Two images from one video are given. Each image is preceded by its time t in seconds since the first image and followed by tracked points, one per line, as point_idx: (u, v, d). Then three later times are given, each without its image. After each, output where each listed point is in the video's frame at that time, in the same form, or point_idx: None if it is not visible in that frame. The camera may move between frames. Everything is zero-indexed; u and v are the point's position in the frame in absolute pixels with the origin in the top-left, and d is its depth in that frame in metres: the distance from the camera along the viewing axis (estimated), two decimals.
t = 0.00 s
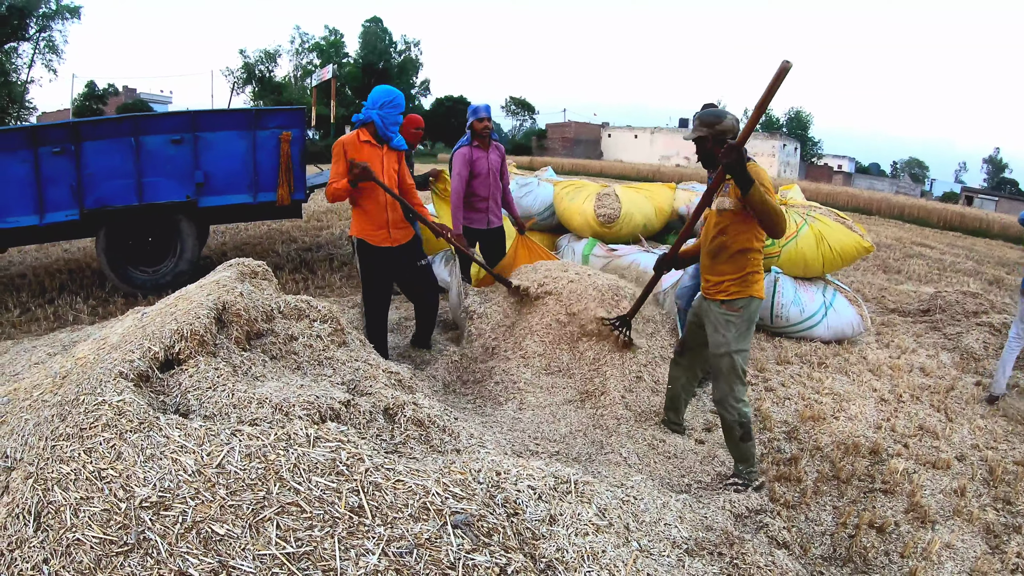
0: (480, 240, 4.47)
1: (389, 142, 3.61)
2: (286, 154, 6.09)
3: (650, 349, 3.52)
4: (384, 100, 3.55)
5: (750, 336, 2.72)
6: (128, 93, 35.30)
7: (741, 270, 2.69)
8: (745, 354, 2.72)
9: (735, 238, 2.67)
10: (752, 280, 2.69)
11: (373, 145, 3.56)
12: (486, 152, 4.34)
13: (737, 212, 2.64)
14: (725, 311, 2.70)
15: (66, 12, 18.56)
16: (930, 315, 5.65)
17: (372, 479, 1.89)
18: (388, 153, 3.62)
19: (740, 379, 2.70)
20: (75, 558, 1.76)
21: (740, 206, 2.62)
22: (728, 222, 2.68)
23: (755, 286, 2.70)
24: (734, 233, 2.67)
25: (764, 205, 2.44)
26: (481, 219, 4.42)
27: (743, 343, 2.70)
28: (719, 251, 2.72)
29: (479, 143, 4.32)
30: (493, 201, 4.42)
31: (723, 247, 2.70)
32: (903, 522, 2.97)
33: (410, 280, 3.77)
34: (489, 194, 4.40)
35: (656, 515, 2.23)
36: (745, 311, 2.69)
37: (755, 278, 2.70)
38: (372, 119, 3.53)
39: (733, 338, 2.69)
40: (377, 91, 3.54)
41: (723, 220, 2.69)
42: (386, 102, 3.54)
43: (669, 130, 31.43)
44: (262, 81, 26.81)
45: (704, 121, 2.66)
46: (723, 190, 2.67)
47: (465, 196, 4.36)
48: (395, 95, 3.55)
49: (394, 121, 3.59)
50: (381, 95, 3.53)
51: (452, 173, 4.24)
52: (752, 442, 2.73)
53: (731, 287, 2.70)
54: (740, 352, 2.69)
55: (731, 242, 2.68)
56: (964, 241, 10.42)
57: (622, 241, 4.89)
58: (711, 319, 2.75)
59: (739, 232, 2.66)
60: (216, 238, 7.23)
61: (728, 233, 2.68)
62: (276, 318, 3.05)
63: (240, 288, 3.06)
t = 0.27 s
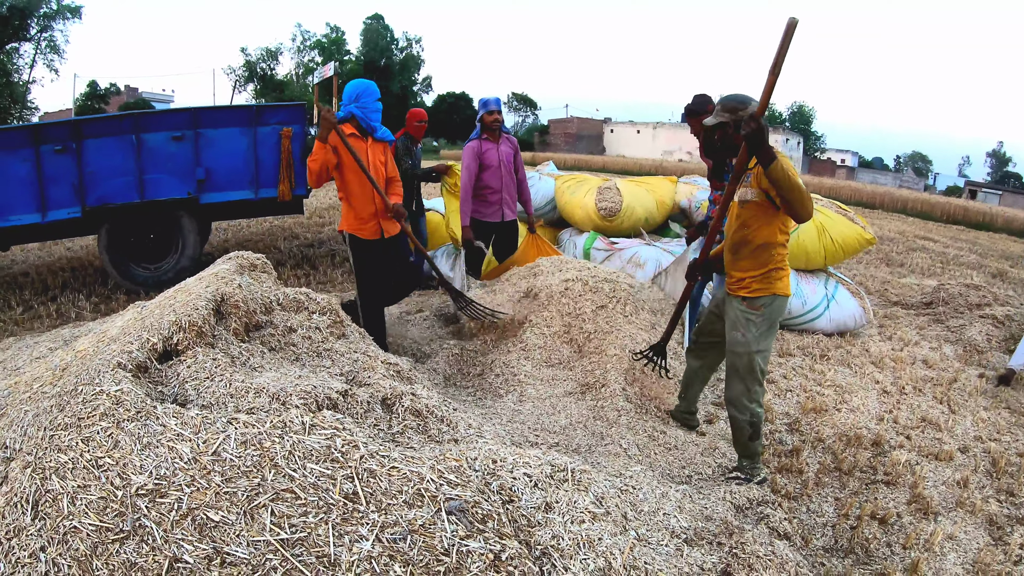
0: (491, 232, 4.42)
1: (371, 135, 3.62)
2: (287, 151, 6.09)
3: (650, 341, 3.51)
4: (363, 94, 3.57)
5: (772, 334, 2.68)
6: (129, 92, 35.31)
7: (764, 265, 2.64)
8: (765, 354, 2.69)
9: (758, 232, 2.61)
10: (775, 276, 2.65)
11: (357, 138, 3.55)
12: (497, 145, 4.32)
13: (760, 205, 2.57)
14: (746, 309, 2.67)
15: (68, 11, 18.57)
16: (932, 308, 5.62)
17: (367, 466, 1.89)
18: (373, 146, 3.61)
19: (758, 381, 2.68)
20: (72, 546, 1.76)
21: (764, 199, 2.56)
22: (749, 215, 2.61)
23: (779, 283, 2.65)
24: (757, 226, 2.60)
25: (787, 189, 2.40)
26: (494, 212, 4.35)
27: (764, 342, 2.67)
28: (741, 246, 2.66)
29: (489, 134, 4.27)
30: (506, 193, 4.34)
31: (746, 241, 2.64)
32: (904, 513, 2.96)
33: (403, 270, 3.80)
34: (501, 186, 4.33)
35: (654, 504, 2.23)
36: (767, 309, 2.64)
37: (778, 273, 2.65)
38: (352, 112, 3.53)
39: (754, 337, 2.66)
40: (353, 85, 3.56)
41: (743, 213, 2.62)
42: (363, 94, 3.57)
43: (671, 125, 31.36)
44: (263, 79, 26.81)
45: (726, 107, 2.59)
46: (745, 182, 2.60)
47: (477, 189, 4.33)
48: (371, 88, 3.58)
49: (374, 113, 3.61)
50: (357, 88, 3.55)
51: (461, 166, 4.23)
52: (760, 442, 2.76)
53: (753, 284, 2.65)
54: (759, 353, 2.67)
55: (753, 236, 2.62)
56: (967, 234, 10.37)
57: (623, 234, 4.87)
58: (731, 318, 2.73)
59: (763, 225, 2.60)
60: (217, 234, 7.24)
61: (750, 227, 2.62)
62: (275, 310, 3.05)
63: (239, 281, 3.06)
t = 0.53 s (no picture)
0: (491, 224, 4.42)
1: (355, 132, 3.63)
2: (283, 146, 6.08)
3: (646, 331, 3.51)
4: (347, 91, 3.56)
5: (770, 322, 2.69)
6: (125, 89, 35.21)
7: (763, 253, 2.63)
8: (763, 342, 2.70)
9: (757, 218, 2.60)
10: (775, 263, 2.64)
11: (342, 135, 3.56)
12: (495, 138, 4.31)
13: (760, 192, 2.57)
14: (744, 297, 2.67)
15: (63, 8, 18.50)
16: (929, 298, 5.63)
17: (360, 455, 1.89)
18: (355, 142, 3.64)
19: (755, 369, 2.69)
20: (68, 537, 1.76)
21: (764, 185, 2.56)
22: (749, 201, 2.60)
23: (778, 270, 2.64)
24: (757, 212, 2.60)
25: (785, 180, 2.40)
26: (493, 205, 4.35)
27: (763, 330, 2.68)
28: (740, 233, 2.66)
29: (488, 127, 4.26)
30: (504, 185, 4.33)
31: (745, 227, 2.63)
32: (901, 501, 2.97)
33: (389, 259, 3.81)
34: (500, 178, 4.32)
35: (649, 493, 2.23)
36: (766, 296, 2.64)
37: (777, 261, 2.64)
38: (337, 110, 3.52)
39: (753, 325, 2.66)
40: (338, 82, 3.53)
41: (743, 200, 2.61)
42: (348, 92, 3.53)
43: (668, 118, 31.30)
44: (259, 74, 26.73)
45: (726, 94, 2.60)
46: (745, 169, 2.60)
47: (475, 182, 4.32)
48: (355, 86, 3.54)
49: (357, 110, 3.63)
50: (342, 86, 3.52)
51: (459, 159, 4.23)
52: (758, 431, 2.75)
53: (752, 270, 2.64)
54: (757, 341, 2.67)
55: (752, 222, 2.61)
56: (964, 225, 10.38)
57: (619, 226, 4.87)
58: (729, 306, 2.72)
59: (762, 212, 2.59)
60: (214, 230, 7.22)
61: (749, 213, 2.61)
62: (270, 303, 3.05)
63: (233, 274, 3.05)
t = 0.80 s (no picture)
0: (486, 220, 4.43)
1: (337, 122, 3.66)
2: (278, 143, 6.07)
3: (642, 325, 3.52)
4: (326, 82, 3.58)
5: (759, 309, 2.69)
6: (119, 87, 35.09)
7: (753, 243, 2.63)
8: (753, 328, 2.70)
9: (745, 208, 2.62)
10: (765, 253, 2.64)
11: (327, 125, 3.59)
12: (489, 133, 4.30)
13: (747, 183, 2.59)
14: (735, 285, 2.67)
15: (57, 7, 18.41)
16: (925, 290, 5.64)
17: (355, 449, 1.89)
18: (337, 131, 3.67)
19: (745, 356, 2.69)
20: (67, 534, 1.76)
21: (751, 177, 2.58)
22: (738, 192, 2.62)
23: (768, 260, 2.64)
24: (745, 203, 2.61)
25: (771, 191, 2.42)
26: (487, 200, 4.35)
27: (752, 317, 2.68)
28: (728, 224, 2.68)
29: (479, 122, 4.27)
30: (497, 181, 4.33)
31: (734, 218, 2.65)
32: (897, 492, 2.98)
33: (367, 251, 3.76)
34: (493, 174, 4.31)
35: (645, 485, 2.24)
36: (757, 285, 2.65)
37: (768, 251, 2.65)
38: (319, 101, 3.55)
39: (743, 313, 2.67)
40: (317, 74, 3.54)
41: (732, 190, 2.63)
42: (328, 83, 3.55)
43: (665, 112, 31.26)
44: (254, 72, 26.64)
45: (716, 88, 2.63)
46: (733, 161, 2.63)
47: (468, 178, 4.32)
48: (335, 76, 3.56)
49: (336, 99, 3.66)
50: (321, 78, 3.53)
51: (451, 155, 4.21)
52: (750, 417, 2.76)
53: (742, 259, 2.65)
54: (746, 327, 2.68)
55: (741, 213, 2.63)
56: (960, 217, 10.39)
57: (614, 220, 4.87)
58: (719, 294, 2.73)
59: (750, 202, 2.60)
60: (210, 227, 7.20)
61: (739, 204, 2.63)
62: (265, 300, 3.04)
63: (228, 271, 3.04)
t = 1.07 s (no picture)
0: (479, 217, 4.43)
1: (331, 117, 3.68)
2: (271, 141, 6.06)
3: (635, 323, 3.53)
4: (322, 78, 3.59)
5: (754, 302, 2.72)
6: (111, 86, 34.93)
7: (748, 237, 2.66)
8: (747, 321, 2.73)
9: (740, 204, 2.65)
10: (760, 247, 2.67)
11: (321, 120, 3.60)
12: (482, 131, 4.30)
13: (741, 180, 2.61)
14: (730, 278, 2.70)
15: (48, 6, 18.30)
16: (918, 287, 5.67)
17: (349, 448, 1.90)
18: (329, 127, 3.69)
19: (738, 348, 2.72)
20: (64, 535, 1.76)
21: (744, 174, 2.60)
22: (732, 188, 2.64)
23: (764, 253, 2.67)
24: (739, 200, 2.64)
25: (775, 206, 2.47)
26: (479, 198, 4.36)
27: (747, 309, 2.71)
28: (722, 220, 2.71)
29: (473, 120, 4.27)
30: (490, 179, 4.33)
31: (728, 214, 2.68)
32: (889, 488, 3.00)
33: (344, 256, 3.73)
34: (485, 172, 4.31)
35: (637, 482, 2.26)
36: (752, 278, 2.67)
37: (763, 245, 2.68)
38: (315, 97, 3.55)
39: (739, 305, 2.70)
40: (312, 70, 3.55)
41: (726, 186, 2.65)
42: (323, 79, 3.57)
43: (659, 109, 31.29)
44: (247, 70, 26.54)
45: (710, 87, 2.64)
46: (727, 158, 2.65)
47: (460, 175, 4.32)
48: (331, 72, 3.57)
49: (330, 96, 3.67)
50: (318, 73, 3.55)
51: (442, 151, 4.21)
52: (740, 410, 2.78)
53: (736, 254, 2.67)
54: (741, 319, 2.70)
55: (735, 208, 2.65)
56: (952, 213, 10.43)
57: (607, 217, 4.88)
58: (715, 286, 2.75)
59: (745, 199, 2.63)
60: (203, 227, 7.18)
61: (733, 200, 2.65)
62: (259, 299, 3.04)
63: (221, 271, 3.04)
